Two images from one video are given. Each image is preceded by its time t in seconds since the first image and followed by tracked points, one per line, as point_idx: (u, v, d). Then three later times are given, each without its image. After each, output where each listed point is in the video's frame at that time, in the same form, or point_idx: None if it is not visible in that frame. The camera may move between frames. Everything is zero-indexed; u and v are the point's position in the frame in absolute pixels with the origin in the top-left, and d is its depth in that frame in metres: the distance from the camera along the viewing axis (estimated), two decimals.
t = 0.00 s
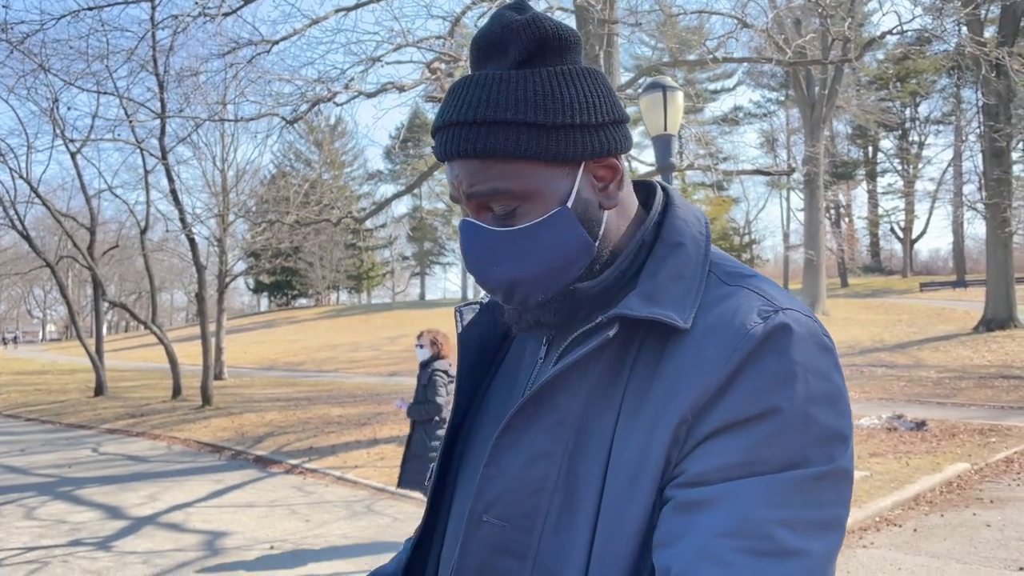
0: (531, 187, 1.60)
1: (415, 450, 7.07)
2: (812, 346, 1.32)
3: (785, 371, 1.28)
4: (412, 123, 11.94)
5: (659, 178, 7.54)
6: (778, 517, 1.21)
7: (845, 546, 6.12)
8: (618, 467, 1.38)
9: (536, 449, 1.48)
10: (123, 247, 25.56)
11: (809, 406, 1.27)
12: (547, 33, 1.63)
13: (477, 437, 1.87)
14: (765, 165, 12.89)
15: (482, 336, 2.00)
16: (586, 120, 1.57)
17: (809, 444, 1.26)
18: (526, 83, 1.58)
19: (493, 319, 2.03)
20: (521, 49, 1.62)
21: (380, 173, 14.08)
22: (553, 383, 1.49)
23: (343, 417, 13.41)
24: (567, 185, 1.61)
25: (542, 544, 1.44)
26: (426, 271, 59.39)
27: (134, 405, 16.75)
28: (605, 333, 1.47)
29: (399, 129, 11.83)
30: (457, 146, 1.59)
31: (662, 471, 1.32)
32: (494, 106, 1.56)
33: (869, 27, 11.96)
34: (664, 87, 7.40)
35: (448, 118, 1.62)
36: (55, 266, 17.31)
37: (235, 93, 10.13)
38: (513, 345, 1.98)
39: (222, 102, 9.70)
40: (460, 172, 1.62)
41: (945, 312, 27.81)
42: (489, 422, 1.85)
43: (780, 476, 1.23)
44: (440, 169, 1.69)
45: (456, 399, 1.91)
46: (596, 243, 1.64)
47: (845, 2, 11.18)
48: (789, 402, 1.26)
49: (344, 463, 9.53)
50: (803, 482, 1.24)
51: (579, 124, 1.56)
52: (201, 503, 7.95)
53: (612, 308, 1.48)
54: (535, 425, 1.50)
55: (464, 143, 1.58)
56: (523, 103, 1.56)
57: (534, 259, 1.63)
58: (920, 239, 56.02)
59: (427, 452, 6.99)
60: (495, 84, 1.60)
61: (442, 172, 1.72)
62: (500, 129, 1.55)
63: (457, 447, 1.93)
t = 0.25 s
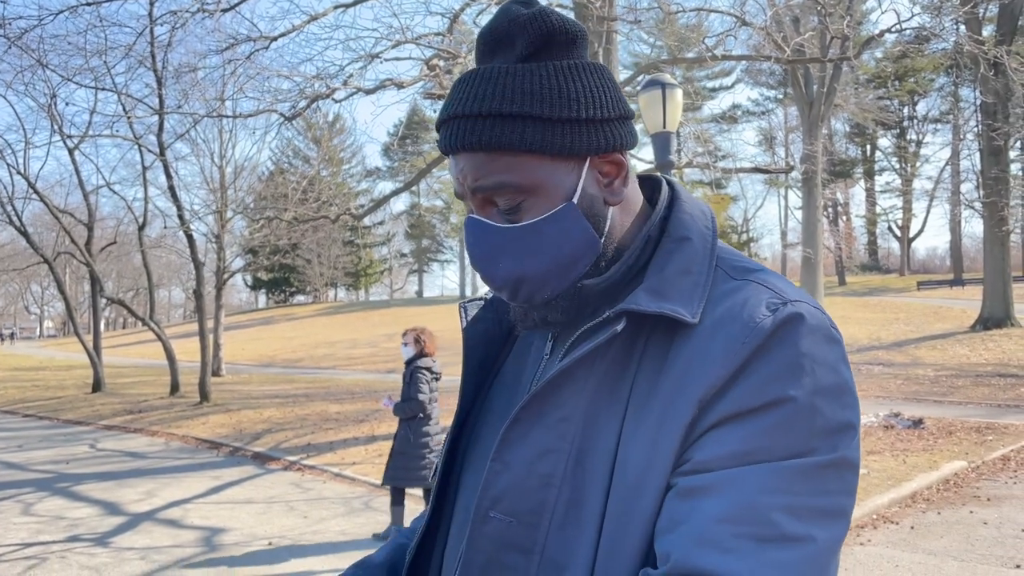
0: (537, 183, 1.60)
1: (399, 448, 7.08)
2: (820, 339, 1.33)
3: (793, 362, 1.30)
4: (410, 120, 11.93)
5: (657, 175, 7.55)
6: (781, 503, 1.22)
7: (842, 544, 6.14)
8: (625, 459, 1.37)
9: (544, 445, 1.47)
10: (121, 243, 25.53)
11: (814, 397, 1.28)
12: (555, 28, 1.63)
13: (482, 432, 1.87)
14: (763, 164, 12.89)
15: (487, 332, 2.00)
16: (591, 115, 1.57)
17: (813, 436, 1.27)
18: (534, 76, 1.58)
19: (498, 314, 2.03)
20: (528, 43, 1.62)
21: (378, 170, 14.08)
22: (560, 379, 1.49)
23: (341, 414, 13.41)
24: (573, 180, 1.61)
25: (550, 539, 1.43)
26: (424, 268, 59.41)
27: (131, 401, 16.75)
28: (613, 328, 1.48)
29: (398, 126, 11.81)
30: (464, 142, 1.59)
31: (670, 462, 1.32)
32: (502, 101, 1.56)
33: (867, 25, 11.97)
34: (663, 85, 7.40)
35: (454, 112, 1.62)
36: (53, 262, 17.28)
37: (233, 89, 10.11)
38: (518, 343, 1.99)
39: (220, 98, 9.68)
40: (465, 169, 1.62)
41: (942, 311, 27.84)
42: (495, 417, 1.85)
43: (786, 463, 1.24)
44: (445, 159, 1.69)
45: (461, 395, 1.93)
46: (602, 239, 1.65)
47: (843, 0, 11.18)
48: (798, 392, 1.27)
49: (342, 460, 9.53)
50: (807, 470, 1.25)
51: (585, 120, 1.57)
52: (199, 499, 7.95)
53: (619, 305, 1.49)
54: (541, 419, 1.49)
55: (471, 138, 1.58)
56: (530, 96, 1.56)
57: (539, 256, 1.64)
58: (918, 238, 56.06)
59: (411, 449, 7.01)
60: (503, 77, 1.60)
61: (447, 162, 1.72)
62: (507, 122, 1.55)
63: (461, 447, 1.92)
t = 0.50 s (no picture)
0: (578, 129, 1.65)
1: (379, 448, 7.11)
2: (816, 332, 1.34)
3: (789, 357, 1.31)
4: (409, 118, 11.93)
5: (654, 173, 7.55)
6: (785, 503, 1.23)
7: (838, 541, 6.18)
8: (623, 456, 1.40)
9: (543, 442, 1.50)
10: (119, 240, 25.54)
11: (813, 392, 1.29)
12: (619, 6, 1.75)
13: (474, 432, 1.89)
14: (760, 162, 12.92)
15: (479, 333, 2.02)
16: (637, 91, 1.69)
17: (813, 430, 1.29)
18: (596, 37, 1.68)
19: (488, 314, 2.05)
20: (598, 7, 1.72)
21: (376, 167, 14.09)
22: (557, 376, 1.52)
23: (339, 411, 13.43)
24: (609, 144, 1.68)
25: (550, 536, 1.45)
26: (422, 266, 59.39)
27: (129, 397, 16.76)
28: (608, 323, 1.50)
29: (396, 124, 11.81)
30: (525, 69, 1.63)
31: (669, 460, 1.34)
32: (569, 44, 1.63)
33: (864, 24, 11.99)
34: (661, 83, 7.41)
35: (517, 42, 1.66)
36: (51, 258, 17.27)
37: (231, 85, 10.10)
38: (510, 339, 2.01)
39: (219, 94, 9.68)
40: (514, 96, 1.65)
41: (939, 309, 27.91)
42: (486, 416, 1.87)
43: (784, 461, 1.26)
44: (486, 89, 1.71)
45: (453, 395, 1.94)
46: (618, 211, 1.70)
47: None
48: (795, 388, 1.29)
49: (341, 456, 9.56)
50: (808, 467, 1.26)
51: (634, 90, 1.69)
52: (197, 494, 7.97)
53: (613, 299, 1.52)
54: (539, 416, 1.52)
55: (533, 67, 1.62)
56: (593, 49, 1.64)
57: (560, 204, 1.66)
58: (915, 237, 56.15)
59: (392, 449, 7.05)
60: (565, 27, 1.68)
61: (483, 96, 1.75)
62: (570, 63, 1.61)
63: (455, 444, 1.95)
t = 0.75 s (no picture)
0: (614, 102, 1.68)
1: (349, 446, 7.14)
2: (815, 334, 1.31)
3: (789, 361, 1.28)
4: (406, 115, 11.88)
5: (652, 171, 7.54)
6: (790, 516, 1.21)
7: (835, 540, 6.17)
8: (620, 461, 1.38)
9: (538, 446, 1.49)
10: (115, 236, 25.45)
11: (814, 398, 1.26)
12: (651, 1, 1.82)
13: (464, 433, 1.87)
14: (758, 161, 12.90)
15: (468, 332, 2.00)
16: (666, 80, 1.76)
17: (815, 437, 1.26)
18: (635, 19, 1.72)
19: (477, 312, 2.04)
20: None
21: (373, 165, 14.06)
22: (550, 379, 1.51)
23: (335, 409, 13.40)
24: (635, 126, 1.73)
25: (545, 542, 1.44)
26: (419, 264, 59.30)
27: (124, 394, 16.70)
28: (601, 323, 1.49)
29: (393, 121, 11.76)
30: (573, 32, 1.64)
31: (667, 467, 1.32)
32: (617, 18, 1.66)
33: (862, 24, 11.97)
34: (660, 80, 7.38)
35: (565, 8, 1.68)
36: (46, 254, 17.21)
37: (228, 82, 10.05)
38: (500, 337, 1.99)
39: (215, 91, 9.63)
40: (559, 56, 1.65)
41: (935, 309, 27.94)
42: (476, 417, 1.85)
43: (786, 472, 1.23)
44: (526, 46, 1.70)
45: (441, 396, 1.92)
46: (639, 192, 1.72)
47: None
48: (796, 394, 1.26)
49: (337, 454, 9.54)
50: (810, 476, 1.24)
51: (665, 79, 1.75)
52: (192, 492, 7.95)
53: (606, 299, 1.50)
54: (534, 419, 1.51)
55: (582, 32, 1.63)
56: (634, 29, 1.69)
57: (595, 174, 1.67)
58: (911, 236, 56.17)
59: (361, 447, 7.07)
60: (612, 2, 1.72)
61: (518, 56, 1.74)
62: (618, 36, 1.65)
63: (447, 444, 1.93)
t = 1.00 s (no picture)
0: (629, 97, 1.69)
1: (333, 442, 7.19)
2: (814, 343, 1.32)
3: (789, 372, 1.28)
4: (404, 114, 11.87)
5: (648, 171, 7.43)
6: (796, 531, 1.22)
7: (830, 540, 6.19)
8: (616, 472, 1.39)
9: (533, 453, 1.49)
10: (110, 233, 25.39)
11: (815, 410, 1.27)
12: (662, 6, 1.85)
13: (454, 435, 1.87)
14: (755, 161, 12.91)
15: (458, 334, 1.99)
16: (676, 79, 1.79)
17: (818, 448, 1.27)
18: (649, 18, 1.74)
19: (467, 312, 2.04)
20: None
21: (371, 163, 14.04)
22: (546, 384, 1.51)
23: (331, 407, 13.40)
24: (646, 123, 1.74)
25: (541, 549, 1.45)
26: (416, 262, 59.27)
27: (120, 392, 16.67)
28: (595, 328, 1.48)
29: (391, 120, 11.73)
30: (596, 24, 1.63)
31: (666, 479, 1.33)
32: (636, 13, 1.67)
33: (859, 24, 11.98)
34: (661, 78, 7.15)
35: None
36: (42, 251, 17.16)
37: (224, 80, 10.02)
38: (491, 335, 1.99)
39: (212, 88, 9.61)
40: (580, 47, 1.65)
41: (931, 309, 28.00)
42: (467, 419, 1.85)
43: (787, 486, 1.24)
44: (544, 34, 1.69)
45: (432, 398, 1.91)
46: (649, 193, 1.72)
47: None
48: (797, 405, 1.27)
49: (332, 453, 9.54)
50: (813, 489, 1.25)
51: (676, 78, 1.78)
52: (188, 491, 7.94)
53: (599, 303, 1.50)
54: (530, 427, 1.51)
55: (603, 25, 1.63)
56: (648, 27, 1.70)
57: (607, 170, 1.66)
58: (907, 237, 56.26)
59: (345, 444, 7.13)
60: None
61: (533, 43, 1.72)
62: (639, 32, 1.67)
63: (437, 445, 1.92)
